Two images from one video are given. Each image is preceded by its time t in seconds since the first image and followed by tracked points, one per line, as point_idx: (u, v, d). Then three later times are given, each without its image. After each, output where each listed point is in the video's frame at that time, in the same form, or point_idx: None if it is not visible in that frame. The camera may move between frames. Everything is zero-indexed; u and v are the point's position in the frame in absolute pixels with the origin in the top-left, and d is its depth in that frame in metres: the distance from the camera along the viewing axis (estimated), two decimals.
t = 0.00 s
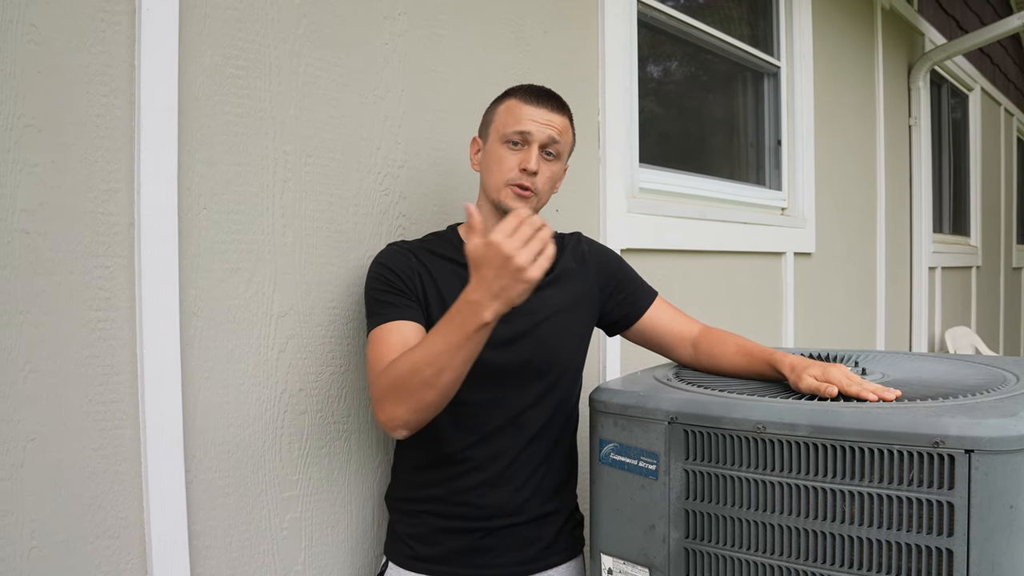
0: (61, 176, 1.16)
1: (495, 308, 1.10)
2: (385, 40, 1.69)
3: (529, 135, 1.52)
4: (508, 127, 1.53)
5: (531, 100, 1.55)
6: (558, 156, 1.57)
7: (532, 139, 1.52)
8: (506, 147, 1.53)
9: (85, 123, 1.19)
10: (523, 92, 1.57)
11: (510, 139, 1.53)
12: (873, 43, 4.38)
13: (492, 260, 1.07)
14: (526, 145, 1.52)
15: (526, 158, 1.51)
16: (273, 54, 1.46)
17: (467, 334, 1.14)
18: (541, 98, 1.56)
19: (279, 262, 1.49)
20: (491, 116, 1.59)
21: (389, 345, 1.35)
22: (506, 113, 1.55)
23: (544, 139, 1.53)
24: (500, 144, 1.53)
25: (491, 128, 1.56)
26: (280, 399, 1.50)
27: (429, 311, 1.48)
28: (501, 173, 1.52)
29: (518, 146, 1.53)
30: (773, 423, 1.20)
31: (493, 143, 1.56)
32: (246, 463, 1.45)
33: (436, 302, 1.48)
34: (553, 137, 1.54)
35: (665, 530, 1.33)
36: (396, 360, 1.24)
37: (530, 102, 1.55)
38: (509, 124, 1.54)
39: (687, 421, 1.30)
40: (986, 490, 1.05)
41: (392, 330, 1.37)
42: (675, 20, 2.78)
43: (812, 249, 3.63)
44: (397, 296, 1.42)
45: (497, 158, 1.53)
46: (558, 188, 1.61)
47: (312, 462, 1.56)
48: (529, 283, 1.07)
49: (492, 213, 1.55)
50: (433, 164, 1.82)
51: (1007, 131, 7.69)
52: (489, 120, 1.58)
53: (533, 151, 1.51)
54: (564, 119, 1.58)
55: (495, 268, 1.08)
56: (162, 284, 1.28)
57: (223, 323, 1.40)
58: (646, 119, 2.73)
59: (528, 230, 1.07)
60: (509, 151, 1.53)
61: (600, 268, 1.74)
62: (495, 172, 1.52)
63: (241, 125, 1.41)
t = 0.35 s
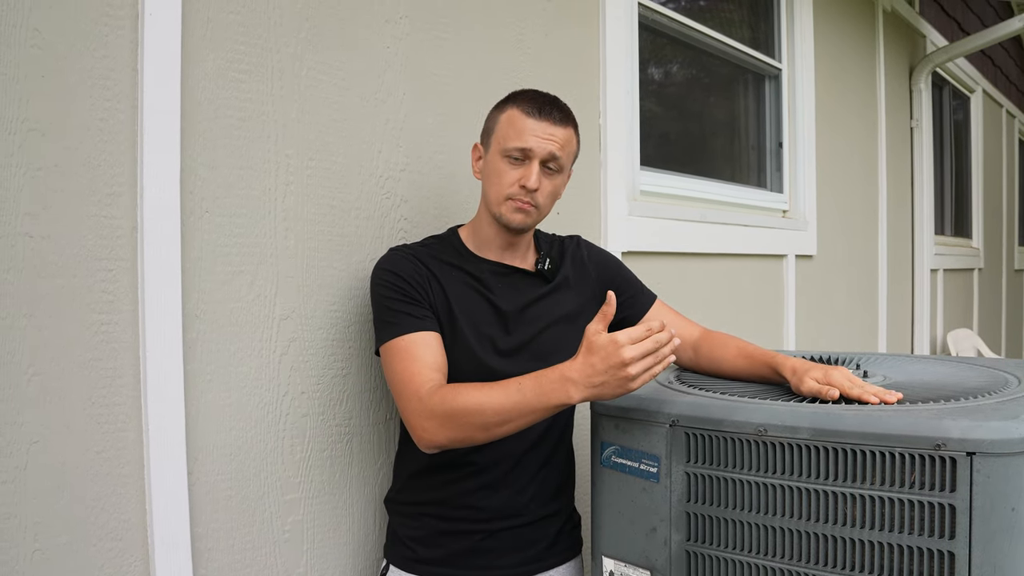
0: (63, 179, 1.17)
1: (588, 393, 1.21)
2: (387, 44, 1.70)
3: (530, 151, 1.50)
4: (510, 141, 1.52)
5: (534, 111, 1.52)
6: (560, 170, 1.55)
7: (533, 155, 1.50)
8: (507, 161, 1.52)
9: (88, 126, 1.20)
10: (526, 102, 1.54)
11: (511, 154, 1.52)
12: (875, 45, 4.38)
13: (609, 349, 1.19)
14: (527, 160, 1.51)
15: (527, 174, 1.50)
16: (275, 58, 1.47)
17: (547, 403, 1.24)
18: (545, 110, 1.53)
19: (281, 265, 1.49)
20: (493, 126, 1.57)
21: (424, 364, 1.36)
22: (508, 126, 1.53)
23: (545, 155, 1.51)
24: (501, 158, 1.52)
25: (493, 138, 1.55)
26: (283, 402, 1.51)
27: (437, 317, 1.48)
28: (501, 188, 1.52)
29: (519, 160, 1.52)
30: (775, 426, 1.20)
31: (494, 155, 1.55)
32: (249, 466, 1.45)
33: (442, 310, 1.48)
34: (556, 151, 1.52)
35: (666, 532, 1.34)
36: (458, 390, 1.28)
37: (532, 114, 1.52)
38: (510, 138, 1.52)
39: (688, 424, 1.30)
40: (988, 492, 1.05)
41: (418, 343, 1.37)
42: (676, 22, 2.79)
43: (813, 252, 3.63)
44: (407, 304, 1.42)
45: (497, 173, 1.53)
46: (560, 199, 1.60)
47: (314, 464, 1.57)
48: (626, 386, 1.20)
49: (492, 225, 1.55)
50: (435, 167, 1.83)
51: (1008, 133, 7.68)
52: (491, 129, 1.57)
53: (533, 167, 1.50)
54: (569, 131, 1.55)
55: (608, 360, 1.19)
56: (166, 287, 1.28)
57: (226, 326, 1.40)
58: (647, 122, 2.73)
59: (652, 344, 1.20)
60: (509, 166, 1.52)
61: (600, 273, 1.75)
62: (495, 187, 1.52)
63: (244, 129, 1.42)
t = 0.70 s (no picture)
0: (62, 179, 1.17)
1: (580, 394, 1.21)
2: (386, 44, 1.70)
3: (526, 160, 1.49)
4: (506, 150, 1.50)
5: (529, 119, 1.50)
6: (557, 177, 1.54)
7: (529, 164, 1.49)
8: (503, 170, 1.51)
9: (87, 127, 1.20)
10: (521, 109, 1.52)
11: (507, 163, 1.50)
12: (873, 47, 4.39)
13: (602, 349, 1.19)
14: (523, 169, 1.50)
15: (523, 184, 1.49)
16: (273, 58, 1.47)
17: (540, 403, 1.24)
18: (540, 117, 1.51)
19: (279, 266, 1.49)
20: (488, 131, 1.55)
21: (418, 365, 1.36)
22: (503, 133, 1.51)
23: (541, 163, 1.50)
24: (496, 167, 1.51)
25: (488, 145, 1.53)
26: (281, 403, 1.50)
27: (434, 319, 1.48)
28: (498, 197, 1.51)
29: (515, 169, 1.51)
30: (773, 426, 1.20)
31: (490, 163, 1.54)
32: (248, 466, 1.45)
33: (439, 312, 1.48)
34: (552, 159, 1.51)
35: (665, 533, 1.34)
36: (451, 391, 1.27)
37: (528, 122, 1.50)
38: (506, 147, 1.50)
39: (687, 425, 1.30)
40: (987, 493, 1.05)
41: (414, 344, 1.38)
42: (674, 23, 2.79)
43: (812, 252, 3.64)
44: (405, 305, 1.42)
45: (494, 182, 1.51)
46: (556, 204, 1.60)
47: (312, 465, 1.57)
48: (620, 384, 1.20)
49: (489, 232, 1.55)
50: (433, 168, 1.83)
51: (1006, 134, 7.70)
52: (486, 135, 1.55)
53: (529, 177, 1.49)
54: (565, 138, 1.53)
55: (599, 361, 1.19)
56: (165, 287, 1.28)
57: (224, 327, 1.40)
58: (645, 123, 2.74)
59: (644, 343, 1.20)
60: (505, 175, 1.51)
61: (601, 273, 1.74)
62: (492, 196, 1.51)
63: (242, 129, 1.42)
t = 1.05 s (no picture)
0: (59, 179, 1.16)
1: (555, 417, 1.18)
2: (384, 45, 1.70)
3: (526, 159, 1.49)
4: (505, 149, 1.50)
5: (529, 118, 1.50)
6: (556, 176, 1.54)
7: (529, 163, 1.50)
8: (502, 169, 1.51)
9: (84, 126, 1.19)
10: (520, 108, 1.52)
11: (506, 162, 1.51)
12: (870, 49, 4.40)
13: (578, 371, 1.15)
14: (524, 168, 1.50)
15: (524, 183, 1.49)
16: (270, 58, 1.46)
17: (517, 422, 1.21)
18: (540, 116, 1.51)
19: (277, 266, 1.49)
20: (487, 130, 1.55)
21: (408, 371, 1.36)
22: (503, 132, 1.51)
23: (542, 162, 1.50)
24: (497, 166, 1.51)
25: (488, 145, 1.53)
26: (278, 403, 1.50)
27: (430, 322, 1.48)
28: (498, 196, 1.51)
29: (515, 168, 1.51)
30: (771, 427, 1.20)
31: (490, 162, 1.54)
32: (244, 467, 1.44)
33: (435, 314, 1.48)
34: (552, 158, 1.52)
35: (662, 534, 1.34)
36: (433, 406, 1.27)
37: (528, 121, 1.50)
38: (506, 146, 1.50)
39: (685, 426, 1.30)
40: (984, 494, 1.05)
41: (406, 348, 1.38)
42: (671, 25, 2.79)
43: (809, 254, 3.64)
44: (399, 310, 1.42)
45: (493, 181, 1.51)
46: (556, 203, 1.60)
47: (309, 465, 1.56)
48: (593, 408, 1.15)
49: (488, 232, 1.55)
50: (431, 169, 1.83)
51: (1002, 136, 7.73)
52: (485, 135, 1.55)
53: (530, 176, 1.49)
54: (565, 137, 1.54)
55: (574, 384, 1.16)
56: (162, 287, 1.28)
57: (222, 327, 1.40)
58: (642, 124, 2.74)
59: (621, 370, 1.14)
60: (505, 174, 1.51)
61: (598, 273, 1.74)
62: (492, 195, 1.51)
63: (239, 129, 1.42)
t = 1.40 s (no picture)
0: (57, 178, 1.16)
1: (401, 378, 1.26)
2: (383, 46, 1.70)
3: (530, 162, 1.49)
4: (509, 153, 1.50)
5: (532, 121, 1.50)
6: (562, 178, 1.54)
7: (533, 165, 1.49)
8: (507, 173, 1.51)
9: (83, 126, 1.19)
10: (524, 111, 1.52)
11: (511, 165, 1.50)
12: (869, 51, 4.41)
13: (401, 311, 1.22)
14: (528, 171, 1.50)
15: (528, 186, 1.49)
16: (269, 59, 1.46)
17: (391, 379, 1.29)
18: (543, 119, 1.50)
19: (275, 266, 1.49)
20: (492, 135, 1.55)
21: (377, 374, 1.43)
22: (507, 136, 1.51)
23: (546, 164, 1.50)
24: (501, 170, 1.51)
25: (493, 150, 1.54)
26: (277, 403, 1.50)
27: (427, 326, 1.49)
28: (504, 201, 1.51)
29: (520, 171, 1.51)
30: (769, 429, 1.20)
31: (495, 167, 1.54)
32: (242, 467, 1.44)
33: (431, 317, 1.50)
34: (556, 160, 1.51)
35: (661, 536, 1.33)
36: (348, 393, 1.42)
37: (531, 124, 1.50)
38: (510, 149, 1.50)
39: (683, 427, 1.30)
40: (982, 496, 1.05)
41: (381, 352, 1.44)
42: (671, 26, 2.79)
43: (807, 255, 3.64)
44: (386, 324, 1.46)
45: (499, 184, 1.51)
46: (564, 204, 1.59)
47: (307, 466, 1.56)
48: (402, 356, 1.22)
49: (496, 235, 1.55)
50: (430, 169, 1.83)
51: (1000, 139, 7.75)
52: (490, 140, 1.55)
53: (534, 178, 1.49)
54: (569, 138, 1.53)
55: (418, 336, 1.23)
56: (159, 287, 1.28)
57: (220, 327, 1.40)
58: (641, 126, 2.74)
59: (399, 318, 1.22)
60: (510, 177, 1.51)
61: (602, 273, 1.73)
62: (497, 199, 1.51)
63: (238, 129, 1.41)
